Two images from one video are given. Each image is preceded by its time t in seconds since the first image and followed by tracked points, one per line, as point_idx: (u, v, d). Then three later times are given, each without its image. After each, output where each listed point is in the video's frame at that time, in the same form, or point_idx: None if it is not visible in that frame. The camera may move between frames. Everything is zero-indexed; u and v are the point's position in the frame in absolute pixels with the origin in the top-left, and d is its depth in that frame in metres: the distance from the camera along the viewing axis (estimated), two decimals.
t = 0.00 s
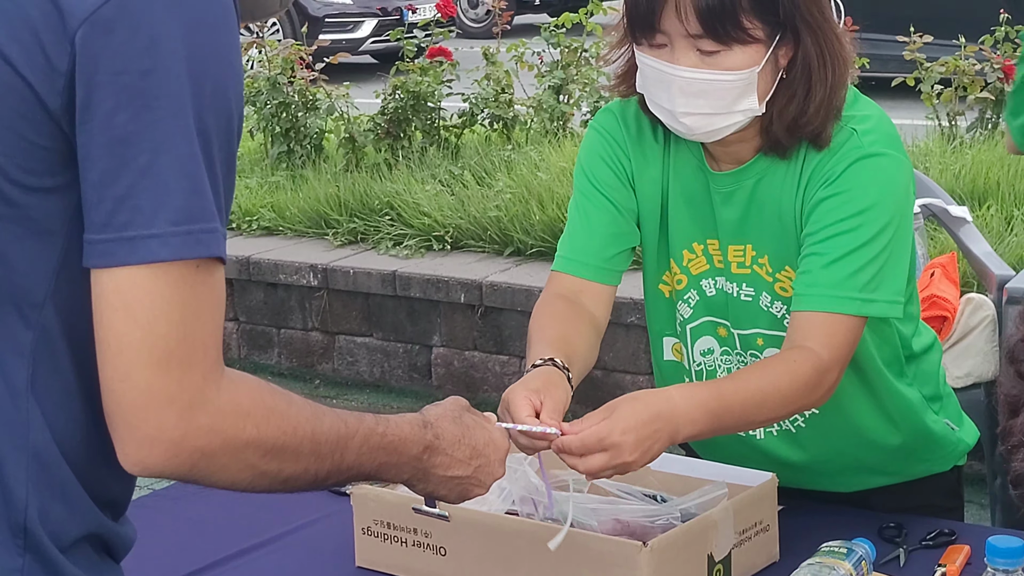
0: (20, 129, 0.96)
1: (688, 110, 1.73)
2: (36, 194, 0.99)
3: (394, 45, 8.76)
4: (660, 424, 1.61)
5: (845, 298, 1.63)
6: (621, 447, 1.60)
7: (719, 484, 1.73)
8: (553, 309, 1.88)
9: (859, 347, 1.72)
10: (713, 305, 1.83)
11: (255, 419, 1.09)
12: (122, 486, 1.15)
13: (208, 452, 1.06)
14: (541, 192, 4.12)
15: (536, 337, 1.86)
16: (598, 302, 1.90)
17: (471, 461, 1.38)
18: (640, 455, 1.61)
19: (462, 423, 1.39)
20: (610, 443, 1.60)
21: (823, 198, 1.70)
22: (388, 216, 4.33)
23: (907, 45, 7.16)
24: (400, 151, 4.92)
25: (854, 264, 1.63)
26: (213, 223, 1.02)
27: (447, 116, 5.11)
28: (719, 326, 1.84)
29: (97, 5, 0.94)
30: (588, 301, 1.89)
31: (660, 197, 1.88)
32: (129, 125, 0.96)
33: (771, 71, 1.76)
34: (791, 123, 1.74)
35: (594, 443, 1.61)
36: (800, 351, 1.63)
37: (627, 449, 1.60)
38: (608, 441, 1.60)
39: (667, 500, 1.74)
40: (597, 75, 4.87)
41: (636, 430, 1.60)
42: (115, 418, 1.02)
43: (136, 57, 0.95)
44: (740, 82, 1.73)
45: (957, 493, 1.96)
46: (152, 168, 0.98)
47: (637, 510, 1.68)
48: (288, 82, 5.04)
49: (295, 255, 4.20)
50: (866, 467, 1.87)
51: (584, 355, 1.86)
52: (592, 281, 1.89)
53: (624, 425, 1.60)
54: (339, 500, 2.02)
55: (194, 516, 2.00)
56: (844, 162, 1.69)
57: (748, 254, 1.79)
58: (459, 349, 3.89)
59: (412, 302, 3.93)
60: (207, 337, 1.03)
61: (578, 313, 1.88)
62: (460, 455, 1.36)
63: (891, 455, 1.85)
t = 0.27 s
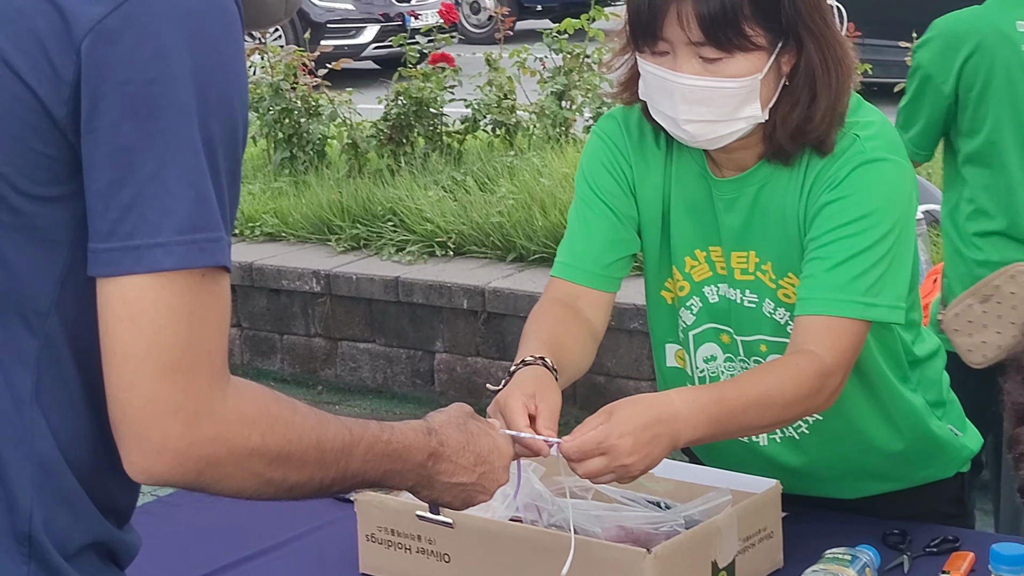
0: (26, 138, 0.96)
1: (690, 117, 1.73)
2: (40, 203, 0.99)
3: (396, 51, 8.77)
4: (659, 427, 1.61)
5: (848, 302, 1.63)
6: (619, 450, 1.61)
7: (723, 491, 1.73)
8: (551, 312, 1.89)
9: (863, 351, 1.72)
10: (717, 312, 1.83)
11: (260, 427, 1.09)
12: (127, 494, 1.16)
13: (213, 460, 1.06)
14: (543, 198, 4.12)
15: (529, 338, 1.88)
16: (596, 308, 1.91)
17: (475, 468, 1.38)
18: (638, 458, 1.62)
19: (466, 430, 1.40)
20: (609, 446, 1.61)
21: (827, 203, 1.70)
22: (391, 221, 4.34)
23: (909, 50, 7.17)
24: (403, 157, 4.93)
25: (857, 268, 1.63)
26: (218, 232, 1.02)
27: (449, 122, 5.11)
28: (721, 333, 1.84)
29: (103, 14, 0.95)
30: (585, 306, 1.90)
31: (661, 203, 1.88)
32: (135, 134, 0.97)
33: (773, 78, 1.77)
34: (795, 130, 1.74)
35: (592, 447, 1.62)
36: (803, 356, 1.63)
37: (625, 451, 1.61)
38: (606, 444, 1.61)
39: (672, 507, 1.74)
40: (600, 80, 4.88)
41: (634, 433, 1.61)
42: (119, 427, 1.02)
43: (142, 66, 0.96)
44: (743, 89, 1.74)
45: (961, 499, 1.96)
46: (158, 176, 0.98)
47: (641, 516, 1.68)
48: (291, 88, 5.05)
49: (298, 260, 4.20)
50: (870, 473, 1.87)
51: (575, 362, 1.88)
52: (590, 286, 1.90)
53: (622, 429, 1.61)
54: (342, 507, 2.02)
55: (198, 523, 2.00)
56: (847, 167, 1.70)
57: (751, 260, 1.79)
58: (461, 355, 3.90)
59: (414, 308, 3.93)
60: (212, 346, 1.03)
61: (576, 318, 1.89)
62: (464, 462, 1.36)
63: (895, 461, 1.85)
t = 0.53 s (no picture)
0: (27, 144, 0.96)
1: (691, 123, 1.74)
2: (42, 209, 0.99)
3: (398, 56, 8.78)
4: (661, 429, 1.60)
5: (849, 309, 1.63)
6: (625, 452, 1.60)
7: (724, 497, 1.73)
8: (568, 330, 1.90)
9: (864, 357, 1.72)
10: (718, 318, 1.83)
11: (259, 434, 1.09)
12: (128, 501, 1.16)
13: (212, 467, 1.06)
14: (545, 203, 4.12)
15: (553, 355, 1.88)
16: (613, 322, 1.91)
17: (475, 477, 1.38)
18: (643, 461, 1.60)
19: (467, 439, 1.40)
20: (615, 448, 1.60)
21: (827, 209, 1.70)
22: (393, 227, 4.34)
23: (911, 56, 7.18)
24: (404, 162, 4.93)
25: (858, 274, 1.64)
26: (218, 239, 1.02)
27: (451, 128, 5.12)
28: (723, 339, 1.84)
29: (104, 20, 0.95)
30: (603, 321, 1.91)
31: (663, 210, 1.88)
32: (135, 140, 0.97)
33: (773, 83, 1.77)
34: (794, 136, 1.74)
35: (598, 449, 1.61)
36: (805, 362, 1.63)
37: (630, 454, 1.60)
38: (612, 447, 1.60)
39: (673, 513, 1.74)
40: (602, 86, 4.88)
41: (638, 435, 1.60)
42: (119, 433, 1.02)
43: (143, 72, 0.96)
44: (743, 95, 1.73)
45: (962, 505, 1.96)
46: (158, 182, 0.98)
47: (643, 523, 1.68)
48: (292, 94, 5.06)
49: (300, 266, 4.21)
50: (871, 480, 1.87)
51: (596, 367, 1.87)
52: (603, 301, 1.90)
53: (627, 430, 1.60)
54: (343, 513, 2.02)
55: (199, 530, 2.00)
56: (847, 173, 1.70)
57: (752, 266, 1.79)
58: (463, 360, 3.90)
59: (416, 313, 3.93)
60: (212, 353, 1.03)
61: (595, 331, 1.90)
62: (465, 471, 1.36)
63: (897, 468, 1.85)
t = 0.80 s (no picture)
0: (22, 149, 0.96)
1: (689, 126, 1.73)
2: (37, 213, 0.99)
3: (397, 60, 8.78)
4: (664, 437, 1.61)
5: (850, 313, 1.63)
6: (626, 459, 1.60)
7: (722, 501, 1.72)
8: (575, 335, 1.90)
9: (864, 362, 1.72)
10: (717, 321, 1.83)
11: (255, 438, 1.09)
12: (124, 505, 1.16)
13: (207, 472, 1.06)
14: (545, 207, 4.12)
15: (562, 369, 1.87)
16: (618, 328, 1.91)
17: (472, 480, 1.38)
18: (643, 469, 1.61)
19: (463, 443, 1.39)
20: (616, 456, 1.60)
21: (827, 213, 1.70)
22: (392, 231, 4.34)
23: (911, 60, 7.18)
24: (404, 166, 4.93)
25: (858, 278, 1.64)
26: (212, 243, 1.02)
27: (450, 131, 5.12)
28: (722, 342, 1.83)
29: (98, 25, 0.95)
30: (608, 328, 1.90)
31: (662, 214, 1.88)
32: (130, 145, 0.97)
33: (772, 86, 1.77)
34: (792, 139, 1.74)
35: (598, 454, 1.61)
36: (807, 366, 1.63)
37: (631, 461, 1.60)
38: (613, 454, 1.60)
39: (670, 517, 1.74)
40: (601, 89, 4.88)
41: (641, 444, 1.60)
42: (114, 437, 1.02)
43: (138, 77, 0.96)
44: (742, 98, 1.73)
45: (961, 509, 1.96)
46: (153, 187, 0.98)
47: (640, 527, 1.67)
48: (291, 98, 5.06)
49: (299, 270, 4.20)
50: (870, 483, 1.86)
51: (586, 371, 1.87)
52: (607, 306, 1.89)
53: (629, 438, 1.60)
54: (341, 517, 2.01)
55: (197, 534, 2.00)
56: (847, 176, 1.69)
57: (751, 270, 1.78)
58: (462, 364, 3.89)
59: (416, 317, 3.93)
60: (207, 357, 1.03)
61: (599, 339, 1.89)
62: (461, 474, 1.36)
63: (896, 471, 1.85)
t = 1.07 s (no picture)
0: (19, 151, 0.96)
1: (691, 126, 1.73)
2: (34, 216, 0.99)
3: (397, 62, 8.78)
4: (662, 430, 1.60)
5: (851, 312, 1.63)
6: (624, 454, 1.59)
7: (722, 504, 1.72)
8: (555, 326, 1.88)
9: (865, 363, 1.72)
10: (717, 322, 1.82)
11: (251, 442, 1.09)
12: (121, 509, 1.15)
13: (204, 475, 1.05)
14: (545, 209, 4.12)
15: (538, 357, 1.85)
16: (603, 322, 1.89)
17: (470, 484, 1.37)
18: (644, 461, 1.60)
19: (462, 446, 1.39)
20: (614, 451, 1.60)
21: (828, 214, 1.69)
22: (392, 234, 4.34)
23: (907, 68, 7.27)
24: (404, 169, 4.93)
25: (860, 278, 1.63)
26: (209, 246, 1.02)
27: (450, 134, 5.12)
28: (722, 344, 1.83)
29: (94, 27, 0.95)
30: (592, 319, 1.89)
31: (663, 214, 1.87)
32: (126, 146, 0.97)
33: (774, 87, 1.76)
34: (793, 141, 1.74)
35: (598, 453, 1.60)
36: (807, 364, 1.62)
37: (631, 454, 1.59)
38: (612, 449, 1.60)
39: (670, 521, 1.74)
40: (601, 92, 4.88)
41: (638, 437, 1.60)
42: (110, 441, 1.02)
43: (135, 79, 0.96)
44: (745, 98, 1.73)
45: (961, 512, 1.95)
46: (150, 189, 0.98)
47: (639, 531, 1.67)
48: (291, 101, 5.05)
49: (297, 273, 4.20)
50: (871, 486, 1.86)
51: (581, 374, 1.86)
52: (597, 298, 1.88)
53: (627, 431, 1.60)
54: (339, 520, 2.01)
55: (196, 538, 1.99)
56: (848, 177, 1.69)
57: (751, 270, 1.78)
58: (462, 367, 3.89)
59: (416, 320, 3.92)
60: (204, 360, 1.03)
61: (582, 330, 1.87)
62: (459, 478, 1.35)
63: (897, 474, 1.84)
